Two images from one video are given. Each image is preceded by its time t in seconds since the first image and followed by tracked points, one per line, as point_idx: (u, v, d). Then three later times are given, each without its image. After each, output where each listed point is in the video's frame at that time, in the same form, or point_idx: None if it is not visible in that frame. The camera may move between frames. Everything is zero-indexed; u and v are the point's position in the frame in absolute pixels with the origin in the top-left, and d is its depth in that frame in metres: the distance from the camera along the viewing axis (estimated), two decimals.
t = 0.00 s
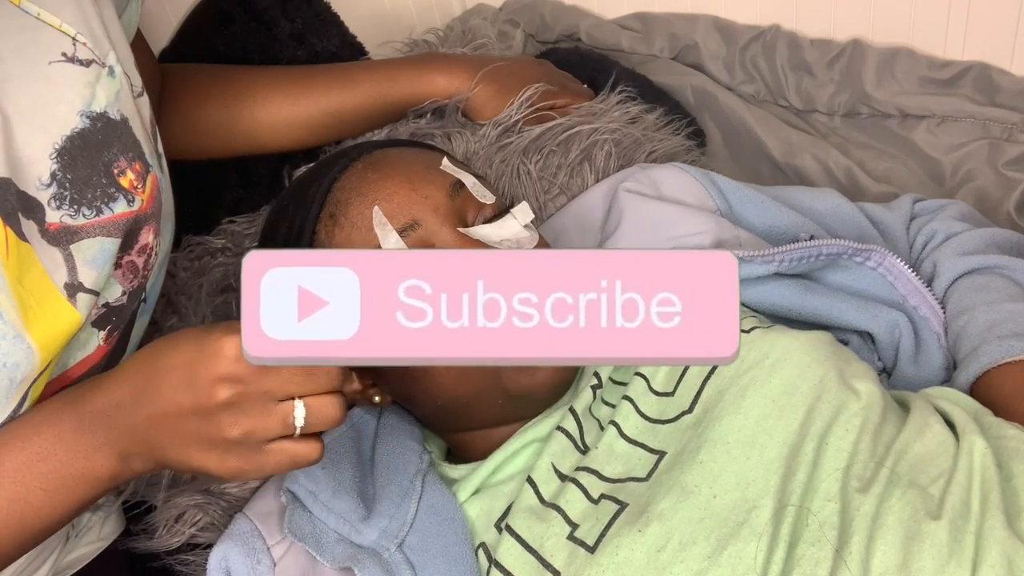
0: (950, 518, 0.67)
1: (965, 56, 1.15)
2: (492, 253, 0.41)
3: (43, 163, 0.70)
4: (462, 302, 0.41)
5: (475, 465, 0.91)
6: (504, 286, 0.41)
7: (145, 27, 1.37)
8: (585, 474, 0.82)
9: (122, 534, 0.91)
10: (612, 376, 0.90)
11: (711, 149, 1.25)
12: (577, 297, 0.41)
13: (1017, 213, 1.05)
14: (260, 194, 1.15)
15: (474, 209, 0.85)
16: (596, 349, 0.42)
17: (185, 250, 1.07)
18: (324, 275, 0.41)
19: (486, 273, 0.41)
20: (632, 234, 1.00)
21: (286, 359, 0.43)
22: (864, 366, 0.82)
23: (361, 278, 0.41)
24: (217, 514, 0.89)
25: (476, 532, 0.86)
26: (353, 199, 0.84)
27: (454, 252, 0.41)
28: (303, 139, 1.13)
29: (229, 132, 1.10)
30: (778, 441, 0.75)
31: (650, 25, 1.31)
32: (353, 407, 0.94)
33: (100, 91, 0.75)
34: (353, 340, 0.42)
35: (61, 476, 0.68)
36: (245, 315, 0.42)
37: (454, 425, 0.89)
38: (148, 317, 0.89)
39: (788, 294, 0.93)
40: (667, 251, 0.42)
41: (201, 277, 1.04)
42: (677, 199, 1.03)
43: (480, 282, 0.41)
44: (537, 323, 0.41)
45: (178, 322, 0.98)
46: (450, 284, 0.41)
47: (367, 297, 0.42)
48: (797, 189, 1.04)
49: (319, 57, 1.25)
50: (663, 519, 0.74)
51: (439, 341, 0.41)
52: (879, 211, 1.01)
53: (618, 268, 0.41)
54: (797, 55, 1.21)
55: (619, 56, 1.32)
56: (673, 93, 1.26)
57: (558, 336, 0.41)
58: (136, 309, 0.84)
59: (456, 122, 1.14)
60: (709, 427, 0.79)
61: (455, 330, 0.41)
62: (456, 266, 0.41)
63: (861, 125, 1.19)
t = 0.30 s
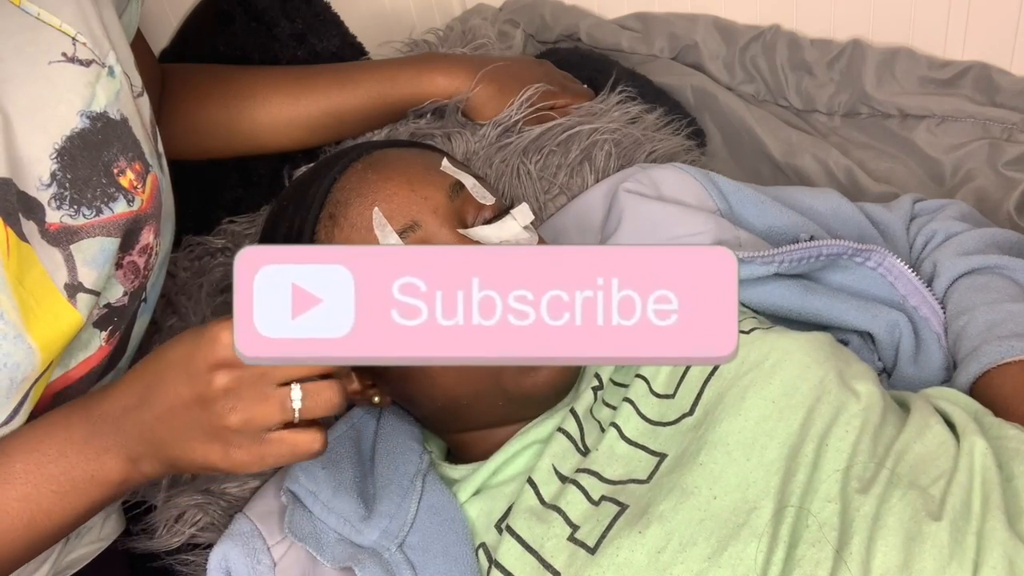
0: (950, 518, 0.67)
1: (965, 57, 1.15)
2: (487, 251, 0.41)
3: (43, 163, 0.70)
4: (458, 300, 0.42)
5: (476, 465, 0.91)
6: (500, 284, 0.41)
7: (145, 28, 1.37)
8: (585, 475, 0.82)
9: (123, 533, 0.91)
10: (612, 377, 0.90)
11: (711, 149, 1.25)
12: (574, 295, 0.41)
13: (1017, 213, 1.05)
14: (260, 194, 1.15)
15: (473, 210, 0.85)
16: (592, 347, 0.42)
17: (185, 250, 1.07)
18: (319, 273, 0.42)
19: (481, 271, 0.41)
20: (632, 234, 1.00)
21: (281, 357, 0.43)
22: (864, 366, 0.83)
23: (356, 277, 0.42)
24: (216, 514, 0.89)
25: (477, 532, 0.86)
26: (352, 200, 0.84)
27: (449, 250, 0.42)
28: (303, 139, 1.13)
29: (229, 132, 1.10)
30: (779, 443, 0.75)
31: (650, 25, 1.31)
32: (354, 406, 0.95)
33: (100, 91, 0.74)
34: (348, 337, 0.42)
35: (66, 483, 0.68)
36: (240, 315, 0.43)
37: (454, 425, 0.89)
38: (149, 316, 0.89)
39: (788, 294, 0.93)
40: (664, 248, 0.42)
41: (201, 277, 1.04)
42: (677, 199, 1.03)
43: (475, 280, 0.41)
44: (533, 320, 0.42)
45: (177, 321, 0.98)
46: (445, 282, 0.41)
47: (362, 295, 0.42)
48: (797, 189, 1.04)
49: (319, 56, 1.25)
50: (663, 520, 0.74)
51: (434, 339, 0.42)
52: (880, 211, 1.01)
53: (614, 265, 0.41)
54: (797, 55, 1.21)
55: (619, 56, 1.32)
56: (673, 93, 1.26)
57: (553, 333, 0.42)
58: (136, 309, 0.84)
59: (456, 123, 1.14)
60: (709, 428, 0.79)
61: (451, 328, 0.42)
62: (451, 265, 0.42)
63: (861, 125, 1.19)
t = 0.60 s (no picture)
0: (949, 518, 0.67)
1: (965, 57, 1.15)
2: (483, 248, 0.41)
3: (40, 164, 0.70)
4: (453, 296, 0.41)
5: (474, 464, 0.91)
6: (495, 282, 0.41)
7: (145, 28, 1.37)
8: (584, 474, 0.81)
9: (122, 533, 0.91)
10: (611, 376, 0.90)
11: (711, 149, 1.25)
12: (570, 292, 0.41)
13: (1017, 213, 1.04)
14: (261, 194, 1.14)
15: (472, 210, 0.85)
16: (588, 344, 0.42)
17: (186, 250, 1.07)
18: (311, 270, 0.42)
19: (477, 268, 0.41)
20: (633, 233, 1.00)
21: (273, 357, 0.43)
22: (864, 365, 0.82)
23: (349, 274, 0.42)
24: (215, 515, 0.89)
25: (476, 531, 0.86)
26: (351, 201, 0.84)
27: (444, 248, 0.41)
28: (302, 139, 1.13)
29: (229, 132, 1.10)
30: (780, 443, 0.75)
31: (650, 25, 1.31)
32: (353, 406, 0.95)
33: (96, 92, 0.75)
34: (339, 337, 0.42)
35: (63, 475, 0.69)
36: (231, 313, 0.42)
37: (454, 425, 0.89)
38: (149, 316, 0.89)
39: (787, 294, 0.94)
40: (660, 246, 0.42)
41: (202, 276, 1.04)
42: (677, 199, 1.03)
43: (470, 277, 0.41)
44: (528, 318, 0.41)
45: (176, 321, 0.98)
46: (439, 280, 0.41)
47: (355, 293, 0.42)
48: (797, 189, 1.04)
49: (319, 56, 1.25)
50: (663, 521, 0.74)
51: (428, 336, 0.42)
52: (880, 211, 1.01)
53: (610, 262, 0.42)
54: (797, 55, 1.21)
55: (619, 56, 1.32)
56: (672, 92, 1.26)
57: (548, 331, 0.42)
58: (135, 310, 0.84)
59: (456, 123, 1.14)
60: (708, 428, 0.79)
61: (445, 325, 0.42)
62: (446, 262, 0.41)
63: (861, 125, 1.18)
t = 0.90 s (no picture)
0: (947, 515, 0.67)
1: (965, 57, 1.15)
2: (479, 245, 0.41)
3: (38, 164, 0.70)
4: (448, 294, 0.41)
5: (473, 464, 0.91)
6: (490, 279, 0.41)
7: (145, 29, 1.37)
8: (583, 471, 0.81)
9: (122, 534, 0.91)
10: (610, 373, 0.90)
11: (711, 149, 1.25)
12: (566, 289, 0.41)
13: (1017, 213, 1.04)
14: (261, 194, 1.14)
15: (472, 211, 0.85)
16: (585, 342, 0.42)
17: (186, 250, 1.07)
18: (306, 267, 0.42)
19: (473, 265, 0.41)
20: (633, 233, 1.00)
21: (265, 355, 0.43)
22: (864, 365, 0.82)
23: (343, 272, 0.42)
24: (215, 515, 0.89)
25: (475, 530, 0.86)
26: (351, 201, 0.84)
27: (439, 245, 0.41)
28: (302, 139, 1.13)
29: (228, 132, 1.10)
30: (778, 440, 0.75)
31: (650, 25, 1.31)
32: (353, 406, 0.95)
33: (96, 92, 0.75)
34: (334, 335, 0.42)
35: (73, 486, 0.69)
36: (226, 311, 0.42)
37: (454, 425, 0.89)
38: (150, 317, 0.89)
39: (787, 294, 0.94)
40: (656, 243, 0.42)
41: (202, 276, 1.04)
42: (677, 200, 1.03)
43: (465, 274, 0.41)
44: (524, 315, 0.42)
45: (176, 320, 0.98)
46: (434, 277, 0.41)
47: (349, 291, 0.42)
48: (797, 189, 1.04)
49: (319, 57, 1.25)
50: (661, 517, 0.74)
51: (423, 334, 0.42)
52: (880, 211, 1.01)
53: (606, 260, 0.42)
54: (797, 55, 1.21)
55: (619, 57, 1.32)
56: (672, 93, 1.26)
57: (545, 328, 0.41)
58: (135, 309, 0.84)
59: (456, 123, 1.14)
60: (706, 425, 0.79)
61: (440, 323, 0.42)
62: (441, 259, 0.41)
63: (861, 125, 1.18)
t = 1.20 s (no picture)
0: (947, 516, 0.67)
1: (965, 57, 1.15)
2: (475, 242, 0.41)
3: (38, 165, 0.70)
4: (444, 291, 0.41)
5: (473, 464, 0.91)
6: (485, 277, 0.41)
7: (146, 29, 1.37)
8: (583, 472, 0.82)
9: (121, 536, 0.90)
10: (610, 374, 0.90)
11: (711, 149, 1.25)
12: (562, 286, 0.41)
13: (1017, 213, 1.04)
14: (262, 194, 1.14)
15: (472, 211, 0.85)
16: (582, 340, 0.42)
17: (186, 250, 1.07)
18: (299, 264, 0.41)
19: (468, 262, 0.41)
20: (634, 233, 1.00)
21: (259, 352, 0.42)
22: (863, 364, 0.82)
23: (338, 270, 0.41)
24: (217, 514, 0.90)
25: (475, 530, 0.86)
26: (351, 201, 0.84)
27: (434, 243, 0.41)
28: (302, 140, 1.13)
29: (228, 133, 1.10)
30: (778, 441, 0.75)
31: (650, 25, 1.31)
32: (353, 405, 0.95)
33: (96, 93, 0.75)
34: (328, 332, 0.42)
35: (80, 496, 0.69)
36: (219, 310, 0.42)
37: (454, 425, 0.89)
38: (150, 317, 0.88)
39: (786, 294, 0.94)
40: (655, 240, 0.42)
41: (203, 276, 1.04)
42: (678, 200, 1.03)
43: (460, 272, 0.41)
44: (519, 313, 0.41)
45: (176, 321, 0.98)
46: (429, 275, 0.41)
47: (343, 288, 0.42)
48: (797, 190, 1.04)
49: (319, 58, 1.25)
50: (662, 518, 0.74)
51: (421, 332, 0.42)
52: (880, 211, 1.01)
53: (602, 256, 0.41)
54: (797, 55, 1.21)
55: (620, 56, 1.32)
56: (673, 93, 1.26)
57: (541, 325, 0.41)
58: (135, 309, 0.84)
59: (455, 123, 1.14)
60: (706, 426, 0.79)
61: (435, 320, 0.42)
62: (436, 258, 0.41)
63: (861, 125, 1.18)
